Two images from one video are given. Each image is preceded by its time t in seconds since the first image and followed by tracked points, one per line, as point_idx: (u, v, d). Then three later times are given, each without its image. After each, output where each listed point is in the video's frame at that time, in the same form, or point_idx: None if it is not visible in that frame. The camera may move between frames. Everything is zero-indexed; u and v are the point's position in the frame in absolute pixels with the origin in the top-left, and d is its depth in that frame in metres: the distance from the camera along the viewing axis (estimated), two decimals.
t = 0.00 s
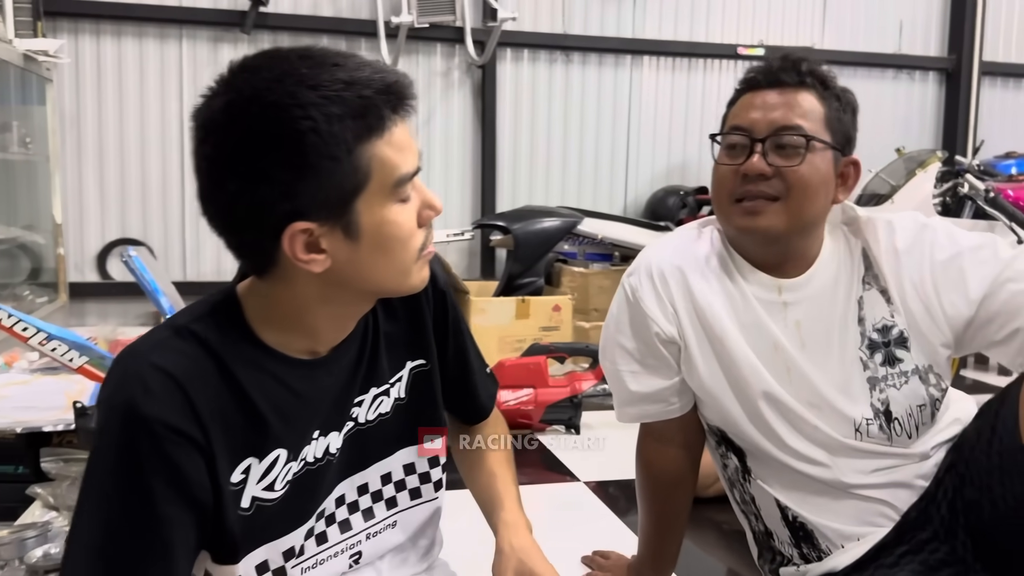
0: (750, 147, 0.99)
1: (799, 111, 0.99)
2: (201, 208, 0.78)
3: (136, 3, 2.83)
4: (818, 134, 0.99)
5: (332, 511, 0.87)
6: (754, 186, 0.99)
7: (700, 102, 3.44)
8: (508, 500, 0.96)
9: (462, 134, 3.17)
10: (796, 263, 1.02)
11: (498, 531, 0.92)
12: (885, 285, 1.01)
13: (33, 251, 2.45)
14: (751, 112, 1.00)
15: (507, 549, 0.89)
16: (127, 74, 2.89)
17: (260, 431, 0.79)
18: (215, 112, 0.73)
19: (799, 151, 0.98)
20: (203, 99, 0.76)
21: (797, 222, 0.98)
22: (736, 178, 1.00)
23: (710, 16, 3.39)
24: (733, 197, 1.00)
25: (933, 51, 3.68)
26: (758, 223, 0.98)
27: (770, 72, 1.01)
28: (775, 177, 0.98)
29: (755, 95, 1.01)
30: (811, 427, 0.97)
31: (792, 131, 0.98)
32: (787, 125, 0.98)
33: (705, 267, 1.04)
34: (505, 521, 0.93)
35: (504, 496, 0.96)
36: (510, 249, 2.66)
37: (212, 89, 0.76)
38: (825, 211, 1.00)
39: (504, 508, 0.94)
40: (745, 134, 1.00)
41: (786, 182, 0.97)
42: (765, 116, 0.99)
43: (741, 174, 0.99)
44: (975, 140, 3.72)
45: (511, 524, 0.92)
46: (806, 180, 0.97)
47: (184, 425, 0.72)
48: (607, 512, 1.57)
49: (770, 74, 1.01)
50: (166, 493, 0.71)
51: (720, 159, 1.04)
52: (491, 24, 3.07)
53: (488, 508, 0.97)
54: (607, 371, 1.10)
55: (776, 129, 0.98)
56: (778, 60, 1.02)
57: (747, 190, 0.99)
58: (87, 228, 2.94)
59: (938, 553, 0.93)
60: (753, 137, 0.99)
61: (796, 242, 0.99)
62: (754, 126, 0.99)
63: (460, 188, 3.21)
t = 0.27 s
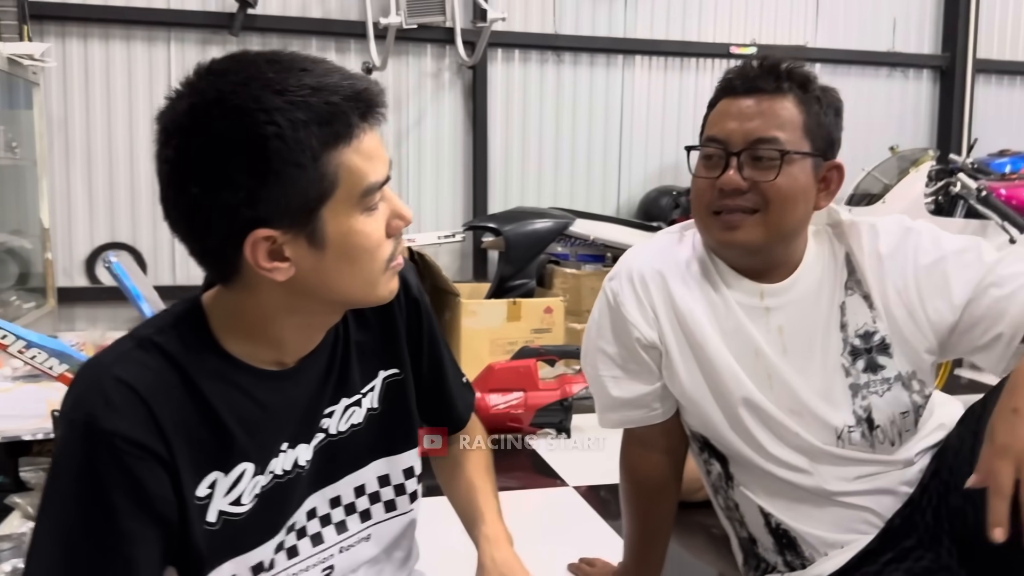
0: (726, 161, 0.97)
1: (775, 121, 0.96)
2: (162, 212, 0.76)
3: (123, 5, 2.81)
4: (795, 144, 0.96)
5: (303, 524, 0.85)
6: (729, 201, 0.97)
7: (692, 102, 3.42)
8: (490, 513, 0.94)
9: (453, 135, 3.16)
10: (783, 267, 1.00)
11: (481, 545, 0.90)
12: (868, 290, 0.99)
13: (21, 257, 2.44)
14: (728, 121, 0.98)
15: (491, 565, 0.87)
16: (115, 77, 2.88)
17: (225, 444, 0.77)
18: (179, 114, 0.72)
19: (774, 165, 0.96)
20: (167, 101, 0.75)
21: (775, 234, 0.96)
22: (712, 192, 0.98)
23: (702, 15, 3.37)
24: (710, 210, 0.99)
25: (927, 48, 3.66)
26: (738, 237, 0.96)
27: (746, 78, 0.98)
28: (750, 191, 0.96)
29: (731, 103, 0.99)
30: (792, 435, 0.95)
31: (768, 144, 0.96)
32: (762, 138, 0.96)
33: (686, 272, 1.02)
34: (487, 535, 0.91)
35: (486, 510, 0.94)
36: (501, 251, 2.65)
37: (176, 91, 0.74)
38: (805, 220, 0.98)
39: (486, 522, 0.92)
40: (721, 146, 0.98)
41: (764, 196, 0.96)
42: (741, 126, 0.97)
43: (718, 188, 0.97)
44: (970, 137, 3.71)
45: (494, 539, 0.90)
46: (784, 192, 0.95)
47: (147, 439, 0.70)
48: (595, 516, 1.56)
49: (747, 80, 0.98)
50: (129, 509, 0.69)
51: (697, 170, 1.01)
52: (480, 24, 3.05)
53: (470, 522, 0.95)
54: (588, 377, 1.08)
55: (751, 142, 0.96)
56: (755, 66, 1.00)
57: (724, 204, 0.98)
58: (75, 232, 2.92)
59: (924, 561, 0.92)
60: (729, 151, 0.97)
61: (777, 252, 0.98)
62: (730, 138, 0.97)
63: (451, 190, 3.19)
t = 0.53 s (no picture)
0: (705, 160, 0.96)
1: (754, 118, 0.95)
2: (135, 211, 0.74)
3: (113, 7, 2.80)
4: (775, 142, 0.95)
5: (279, 530, 0.83)
6: (708, 201, 0.95)
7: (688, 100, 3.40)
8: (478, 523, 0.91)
9: (446, 135, 3.14)
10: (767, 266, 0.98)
11: (470, 555, 0.87)
12: (854, 288, 0.98)
13: (12, 260, 2.43)
14: (706, 120, 0.96)
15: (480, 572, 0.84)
16: (106, 79, 2.87)
17: (198, 448, 0.75)
18: (153, 111, 0.70)
19: (752, 163, 0.94)
20: (141, 99, 0.73)
21: (757, 233, 0.94)
22: (691, 192, 0.96)
23: (696, 12, 3.35)
24: (692, 210, 0.97)
25: (923, 44, 3.64)
26: (719, 237, 0.95)
27: (725, 75, 0.97)
28: (729, 191, 0.94)
29: (711, 101, 0.97)
30: (777, 436, 0.94)
31: (746, 142, 0.94)
32: (741, 135, 0.94)
33: (669, 272, 1.00)
34: (476, 544, 0.88)
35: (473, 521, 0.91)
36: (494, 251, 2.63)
37: (150, 88, 0.72)
38: (788, 218, 0.97)
39: (474, 533, 0.90)
40: (700, 145, 0.96)
41: (741, 195, 0.94)
42: (719, 124, 0.95)
43: (697, 189, 0.96)
44: (967, 134, 3.69)
45: (483, 548, 0.87)
46: (763, 191, 0.94)
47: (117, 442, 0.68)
48: (585, 518, 1.54)
49: (726, 78, 0.97)
50: (98, 513, 0.67)
51: (678, 170, 1.00)
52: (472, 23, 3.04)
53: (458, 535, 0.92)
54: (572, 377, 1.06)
55: (730, 140, 0.95)
56: (733, 64, 0.98)
57: (703, 204, 0.96)
58: (67, 236, 2.91)
59: (912, 564, 0.89)
60: (707, 149, 0.96)
61: (760, 251, 0.96)
62: (708, 136, 0.96)
63: (445, 190, 3.18)
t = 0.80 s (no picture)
0: (703, 162, 0.95)
1: (751, 119, 0.93)
2: (138, 211, 0.72)
3: (115, 9, 2.80)
4: (773, 142, 0.94)
5: (275, 533, 0.82)
6: (706, 204, 0.94)
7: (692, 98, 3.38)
8: (477, 531, 0.90)
9: (450, 135, 3.14)
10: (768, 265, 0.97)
11: (470, 564, 0.86)
12: (859, 288, 0.96)
13: (17, 262, 2.43)
14: (704, 121, 0.95)
15: None
16: (109, 81, 2.87)
17: (198, 449, 0.74)
18: (154, 111, 0.68)
19: (751, 164, 0.93)
20: (143, 97, 0.70)
21: (756, 236, 0.93)
22: (690, 194, 0.95)
23: (701, 10, 3.34)
24: (690, 212, 0.96)
25: (930, 40, 3.62)
26: (717, 240, 0.94)
27: (723, 75, 0.95)
28: (728, 194, 0.93)
29: (709, 100, 0.96)
30: (779, 436, 0.93)
31: (745, 143, 0.93)
32: (739, 137, 0.93)
33: (670, 271, 0.99)
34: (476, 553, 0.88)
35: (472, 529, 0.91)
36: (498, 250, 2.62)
37: (152, 88, 0.70)
38: (788, 219, 0.95)
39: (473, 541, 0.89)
40: (697, 146, 0.96)
41: (740, 198, 0.93)
42: (717, 126, 0.94)
43: (696, 191, 0.95)
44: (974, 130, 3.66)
45: (483, 557, 0.87)
46: (761, 194, 0.93)
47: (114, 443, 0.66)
48: (589, 519, 1.53)
49: (725, 77, 0.95)
50: (94, 514, 0.65)
51: (676, 172, 0.99)
52: (475, 22, 3.03)
53: (456, 544, 0.91)
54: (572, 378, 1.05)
55: (727, 141, 0.93)
56: (731, 61, 0.97)
57: (702, 206, 0.95)
58: (71, 238, 2.91)
59: (919, 566, 0.87)
60: (705, 151, 0.95)
61: (760, 250, 0.95)
62: (705, 138, 0.95)
63: (449, 189, 3.17)
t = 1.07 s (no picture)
0: (703, 164, 0.94)
1: (752, 120, 0.93)
2: (141, 216, 0.72)
3: (123, 13, 2.82)
4: (774, 144, 0.93)
5: (277, 539, 0.82)
6: (708, 206, 0.94)
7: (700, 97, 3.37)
8: (469, 535, 0.90)
9: (456, 136, 3.14)
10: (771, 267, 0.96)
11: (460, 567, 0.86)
12: (859, 290, 0.96)
13: (27, 266, 2.45)
14: (704, 122, 0.94)
15: None
16: (118, 85, 2.89)
17: (201, 454, 0.74)
18: (159, 118, 0.68)
19: (751, 167, 0.92)
20: (147, 103, 0.70)
21: (757, 239, 0.93)
22: (691, 197, 0.95)
23: (708, 9, 3.32)
24: (692, 215, 0.95)
25: (940, 37, 3.58)
26: (719, 243, 0.93)
27: (724, 77, 0.95)
28: (728, 196, 0.92)
29: (710, 102, 0.95)
30: (783, 440, 0.92)
31: (745, 146, 0.92)
32: (740, 139, 0.92)
33: (673, 273, 0.99)
34: (466, 557, 0.87)
35: (464, 532, 0.90)
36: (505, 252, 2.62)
37: (156, 95, 0.70)
38: (789, 221, 0.95)
39: (465, 544, 0.89)
40: (697, 148, 0.95)
41: (741, 201, 0.92)
42: (717, 127, 0.93)
43: (696, 193, 0.94)
44: (986, 128, 3.63)
45: (472, 562, 0.86)
46: (761, 196, 0.92)
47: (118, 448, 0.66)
48: (595, 522, 1.52)
49: (724, 79, 0.95)
50: (97, 520, 0.65)
51: (678, 174, 0.98)
52: (481, 23, 3.03)
53: (447, 545, 0.91)
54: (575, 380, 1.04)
55: (728, 144, 0.93)
56: (730, 64, 0.97)
57: (703, 209, 0.94)
58: (80, 241, 2.93)
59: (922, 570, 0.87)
60: (706, 153, 0.94)
61: (764, 253, 0.94)
62: (706, 139, 0.94)
63: (456, 190, 3.17)
